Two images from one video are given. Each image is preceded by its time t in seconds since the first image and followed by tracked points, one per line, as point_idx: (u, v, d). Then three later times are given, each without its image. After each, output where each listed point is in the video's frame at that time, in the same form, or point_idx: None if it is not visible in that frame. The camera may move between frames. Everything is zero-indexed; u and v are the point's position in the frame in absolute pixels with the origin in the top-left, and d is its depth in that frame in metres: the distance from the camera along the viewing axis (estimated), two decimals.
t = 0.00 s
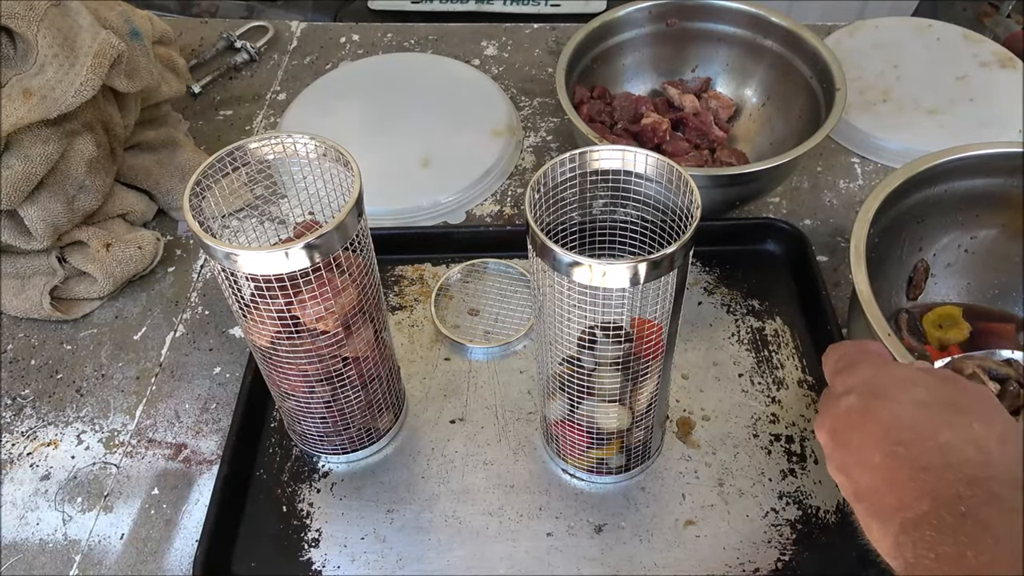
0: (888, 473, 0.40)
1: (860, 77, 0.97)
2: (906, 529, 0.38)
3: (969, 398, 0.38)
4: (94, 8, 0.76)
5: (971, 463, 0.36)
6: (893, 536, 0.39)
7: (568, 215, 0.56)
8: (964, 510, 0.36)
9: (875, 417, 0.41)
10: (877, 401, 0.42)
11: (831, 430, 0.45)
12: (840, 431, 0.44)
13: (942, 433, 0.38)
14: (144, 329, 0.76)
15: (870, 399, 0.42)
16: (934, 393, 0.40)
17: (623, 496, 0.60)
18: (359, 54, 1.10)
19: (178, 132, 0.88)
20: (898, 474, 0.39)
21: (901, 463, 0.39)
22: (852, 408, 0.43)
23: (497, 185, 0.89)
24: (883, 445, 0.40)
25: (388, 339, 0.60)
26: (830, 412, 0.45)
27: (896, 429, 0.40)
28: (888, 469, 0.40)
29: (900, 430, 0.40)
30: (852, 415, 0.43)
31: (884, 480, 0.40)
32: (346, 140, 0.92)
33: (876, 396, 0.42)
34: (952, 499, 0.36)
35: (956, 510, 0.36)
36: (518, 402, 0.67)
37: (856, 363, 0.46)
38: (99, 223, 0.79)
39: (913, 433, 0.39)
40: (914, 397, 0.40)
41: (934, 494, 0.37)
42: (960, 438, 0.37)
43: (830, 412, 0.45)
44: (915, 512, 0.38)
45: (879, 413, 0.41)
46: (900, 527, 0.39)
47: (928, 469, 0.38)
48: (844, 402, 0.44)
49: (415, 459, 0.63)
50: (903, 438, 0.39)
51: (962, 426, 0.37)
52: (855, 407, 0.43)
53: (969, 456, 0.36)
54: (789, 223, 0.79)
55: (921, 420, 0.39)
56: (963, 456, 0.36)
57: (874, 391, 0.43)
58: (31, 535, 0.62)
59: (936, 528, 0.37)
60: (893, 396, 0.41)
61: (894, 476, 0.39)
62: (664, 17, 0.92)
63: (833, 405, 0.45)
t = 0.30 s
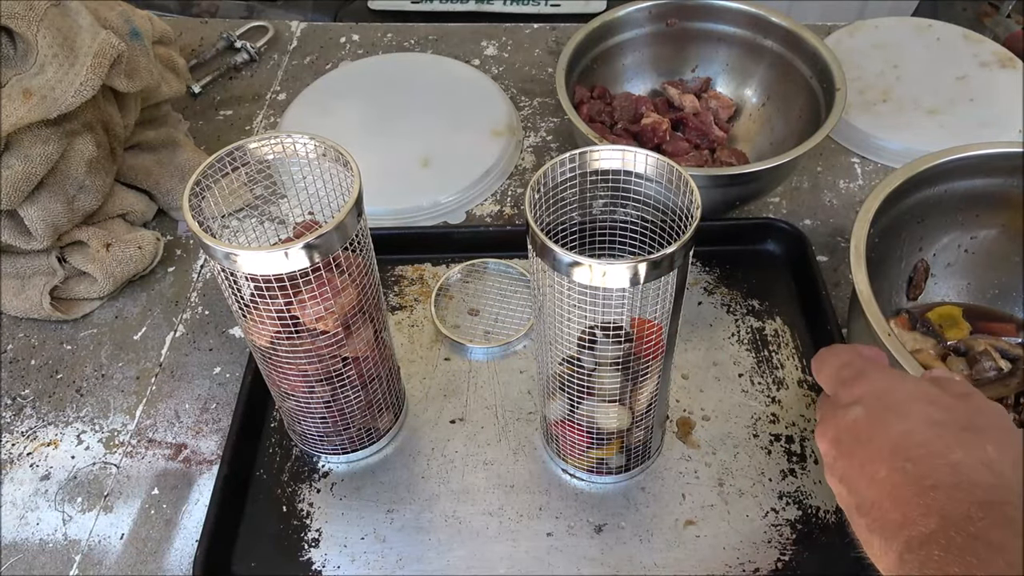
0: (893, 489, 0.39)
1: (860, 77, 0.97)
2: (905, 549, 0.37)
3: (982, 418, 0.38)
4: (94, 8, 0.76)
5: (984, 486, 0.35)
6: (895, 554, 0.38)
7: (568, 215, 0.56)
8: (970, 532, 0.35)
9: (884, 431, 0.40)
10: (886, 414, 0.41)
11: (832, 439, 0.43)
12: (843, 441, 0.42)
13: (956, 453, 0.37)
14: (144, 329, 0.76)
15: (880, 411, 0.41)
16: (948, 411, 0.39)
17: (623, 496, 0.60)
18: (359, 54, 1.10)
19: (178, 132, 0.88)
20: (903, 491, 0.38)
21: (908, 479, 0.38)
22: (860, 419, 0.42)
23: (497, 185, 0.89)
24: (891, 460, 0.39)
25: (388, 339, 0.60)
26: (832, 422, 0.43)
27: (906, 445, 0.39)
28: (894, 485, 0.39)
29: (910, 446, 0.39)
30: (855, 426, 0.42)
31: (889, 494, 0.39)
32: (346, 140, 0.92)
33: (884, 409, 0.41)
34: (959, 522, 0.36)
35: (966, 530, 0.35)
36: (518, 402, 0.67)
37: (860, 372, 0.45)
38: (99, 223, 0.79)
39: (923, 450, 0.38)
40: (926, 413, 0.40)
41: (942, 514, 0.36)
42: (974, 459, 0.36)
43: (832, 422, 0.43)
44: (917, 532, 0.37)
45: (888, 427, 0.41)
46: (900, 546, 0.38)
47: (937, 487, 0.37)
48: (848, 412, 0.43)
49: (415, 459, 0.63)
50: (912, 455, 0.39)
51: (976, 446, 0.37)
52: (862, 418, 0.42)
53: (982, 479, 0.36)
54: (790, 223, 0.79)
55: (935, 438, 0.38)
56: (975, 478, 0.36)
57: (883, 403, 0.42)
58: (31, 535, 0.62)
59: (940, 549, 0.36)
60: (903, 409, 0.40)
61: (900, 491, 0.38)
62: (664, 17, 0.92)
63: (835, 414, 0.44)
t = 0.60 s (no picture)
0: (917, 467, 0.41)
1: (860, 77, 0.97)
2: (924, 520, 0.41)
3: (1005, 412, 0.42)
4: (94, 8, 0.76)
5: (1009, 467, 0.38)
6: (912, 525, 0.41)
7: (568, 215, 0.56)
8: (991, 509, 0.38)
9: (904, 413, 0.44)
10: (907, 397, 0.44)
11: (848, 414, 0.47)
12: (858, 417, 0.46)
13: (979, 435, 0.40)
14: (144, 329, 0.76)
15: (903, 392, 0.45)
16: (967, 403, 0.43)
17: (624, 496, 0.60)
18: (359, 54, 1.10)
19: (179, 132, 0.88)
20: (927, 467, 0.41)
21: (932, 458, 0.41)
22: (878, 397, 0.45)
23: (497, 185, 0.89)
24: (914, 438, 0.42)
25: (388, 339, 0.60)
26: (850, 401, 0.47)
27: (931, 426, 0.42)
28: (916, 464, 0.42)
29: (934, 430, 0.42)
30: (874, 405, 0.45)
31: (912, 470, 0.42)
32: (346, 140, 0.92)
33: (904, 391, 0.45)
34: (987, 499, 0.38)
35: (995, 510, 0.38)
36: (518, 402, 0.67)
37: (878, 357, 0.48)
38: (99, 223, 0.79)
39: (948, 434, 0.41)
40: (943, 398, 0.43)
41: (969, 492, 0.39)
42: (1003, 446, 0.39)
43: (850, 400, 0.47)
44: (942, 507, 0.40)
45: (910, 408, 0.44)
46: (918, 520, 0.41)
47: (965, 467, 0.40)
48: (866, 390, 0.46)
49: (415, 459, 0.63)
50: (938, 435, 0.42)
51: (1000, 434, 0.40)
52: (879, 396, 0.45)
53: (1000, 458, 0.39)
54: (790, 223, 0.79)
55: (960, 421, 0.42)
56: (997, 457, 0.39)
57: (903, 384, 0.45)
58: (31, 535, 0.62)
59: (958, 523, 0.39)
60: (925, 391, 0.44)
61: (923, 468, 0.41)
62: (664, 17, 0.92)
63: (853, 395, 0.47)
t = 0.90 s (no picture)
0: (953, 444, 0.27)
1: (860, 77, 0.97)
2: (942, 498, 0.28)
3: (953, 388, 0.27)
4: (94, 8, 0.76)
5: None
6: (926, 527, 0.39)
7: (568, 215, 0.56)
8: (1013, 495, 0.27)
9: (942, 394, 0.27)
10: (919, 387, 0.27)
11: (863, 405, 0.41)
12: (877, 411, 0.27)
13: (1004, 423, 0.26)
14: (144, 329, 0.76)
15: (938, 373, 0.27)
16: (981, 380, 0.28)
17: (624, 496, 0.60)
18: (359, 54, 1.10)
19: (179, 132, 0.88)
20: (962, 444, 0.27)
21: (962, 441, 0.27)
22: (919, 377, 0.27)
23: (497, 185, 0.89)
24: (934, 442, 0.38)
25: (388, 339, 0.60)
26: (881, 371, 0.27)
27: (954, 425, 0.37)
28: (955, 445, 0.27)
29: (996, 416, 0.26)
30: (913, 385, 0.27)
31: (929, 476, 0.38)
32: (346, 140, 0.92)
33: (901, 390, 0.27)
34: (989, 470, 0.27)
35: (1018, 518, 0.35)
36: (518, 402, 0.67)
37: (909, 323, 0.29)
38: (99, 223, 0.79)
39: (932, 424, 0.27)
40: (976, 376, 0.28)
41: (1002, 483, 0.27)
42: None
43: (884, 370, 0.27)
44: (969, 490, 0.28)
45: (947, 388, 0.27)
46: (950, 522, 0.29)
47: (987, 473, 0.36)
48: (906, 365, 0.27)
49: (415, 459, 0.63)
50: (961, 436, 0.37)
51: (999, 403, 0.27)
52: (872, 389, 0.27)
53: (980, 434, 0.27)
54: (790, 223, 0.79)
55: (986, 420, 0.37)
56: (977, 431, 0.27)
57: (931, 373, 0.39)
58: (31, 535, 0.62)
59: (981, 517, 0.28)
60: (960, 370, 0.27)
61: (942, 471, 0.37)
62: (664, 17, 0.92)
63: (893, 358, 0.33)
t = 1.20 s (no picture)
0: (965, 416, 0.38)
1: (860, 77, 0.97)
2: (950, 462, 0.39)
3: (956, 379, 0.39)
4: (94, 7, 0.75)
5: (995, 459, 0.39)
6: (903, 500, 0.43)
7: (568, 215, 0.56)
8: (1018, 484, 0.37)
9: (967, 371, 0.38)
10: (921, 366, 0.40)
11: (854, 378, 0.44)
12: (860, 366, 0.43)
13: (999, 396, 0.37)
14: (144, 329, 0.76)
15: (962, 342, 0.39)
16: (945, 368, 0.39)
17: (623, 496, 0.60)
18: (359, 54, 1.10)
19: (179, 132, 0.88)
20: (975, 417, 0.38)
21: (986, 411, 0.38)
22: (939, 343, 0.39)
23: (497, 185, 0.89)
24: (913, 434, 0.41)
25: (388, 339, 0.60)
26: (886, 339, 0.42)
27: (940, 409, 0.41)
28: (963, 411, 0.38)
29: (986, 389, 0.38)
30: (935, 350, 0.40)
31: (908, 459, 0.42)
32: (346, 140, 0.92)
33: (923, 354, 0.40)
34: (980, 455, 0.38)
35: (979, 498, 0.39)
36: (518, 402, 0.67)
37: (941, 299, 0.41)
38: (99, 223, 0.79)
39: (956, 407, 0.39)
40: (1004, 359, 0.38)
41: (996, 462, 0.37)
42: (1021, 451, 0.36)
43: (903, 337, 0.41)
44: (977, 462, 0.38)
45: (975, 360, 0.38)
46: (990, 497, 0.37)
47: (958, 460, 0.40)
48: (927, 331, 0.40)
49: (415, 459, 0.63)
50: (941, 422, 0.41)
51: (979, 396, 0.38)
52: (895, 349, 0.41)
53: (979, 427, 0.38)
54: (790, 223, 0.79)
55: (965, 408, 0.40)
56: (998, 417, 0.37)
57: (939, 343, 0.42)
58: (31, 535, 0.62)
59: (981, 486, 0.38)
60: (991, 346, 0.38)
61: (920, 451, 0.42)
62: (664, 17, 0.92)
63: (911, 330, 0.41)
